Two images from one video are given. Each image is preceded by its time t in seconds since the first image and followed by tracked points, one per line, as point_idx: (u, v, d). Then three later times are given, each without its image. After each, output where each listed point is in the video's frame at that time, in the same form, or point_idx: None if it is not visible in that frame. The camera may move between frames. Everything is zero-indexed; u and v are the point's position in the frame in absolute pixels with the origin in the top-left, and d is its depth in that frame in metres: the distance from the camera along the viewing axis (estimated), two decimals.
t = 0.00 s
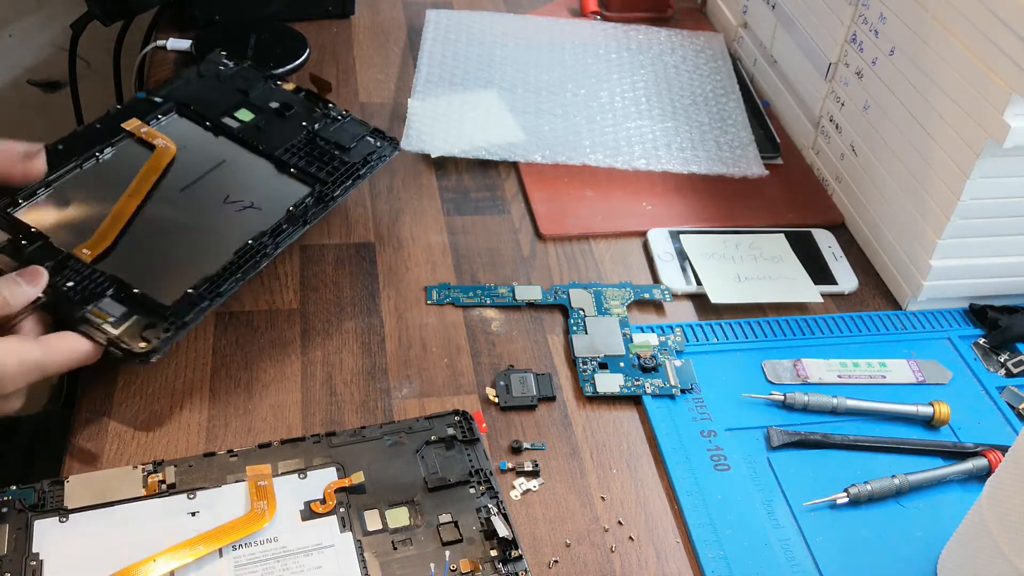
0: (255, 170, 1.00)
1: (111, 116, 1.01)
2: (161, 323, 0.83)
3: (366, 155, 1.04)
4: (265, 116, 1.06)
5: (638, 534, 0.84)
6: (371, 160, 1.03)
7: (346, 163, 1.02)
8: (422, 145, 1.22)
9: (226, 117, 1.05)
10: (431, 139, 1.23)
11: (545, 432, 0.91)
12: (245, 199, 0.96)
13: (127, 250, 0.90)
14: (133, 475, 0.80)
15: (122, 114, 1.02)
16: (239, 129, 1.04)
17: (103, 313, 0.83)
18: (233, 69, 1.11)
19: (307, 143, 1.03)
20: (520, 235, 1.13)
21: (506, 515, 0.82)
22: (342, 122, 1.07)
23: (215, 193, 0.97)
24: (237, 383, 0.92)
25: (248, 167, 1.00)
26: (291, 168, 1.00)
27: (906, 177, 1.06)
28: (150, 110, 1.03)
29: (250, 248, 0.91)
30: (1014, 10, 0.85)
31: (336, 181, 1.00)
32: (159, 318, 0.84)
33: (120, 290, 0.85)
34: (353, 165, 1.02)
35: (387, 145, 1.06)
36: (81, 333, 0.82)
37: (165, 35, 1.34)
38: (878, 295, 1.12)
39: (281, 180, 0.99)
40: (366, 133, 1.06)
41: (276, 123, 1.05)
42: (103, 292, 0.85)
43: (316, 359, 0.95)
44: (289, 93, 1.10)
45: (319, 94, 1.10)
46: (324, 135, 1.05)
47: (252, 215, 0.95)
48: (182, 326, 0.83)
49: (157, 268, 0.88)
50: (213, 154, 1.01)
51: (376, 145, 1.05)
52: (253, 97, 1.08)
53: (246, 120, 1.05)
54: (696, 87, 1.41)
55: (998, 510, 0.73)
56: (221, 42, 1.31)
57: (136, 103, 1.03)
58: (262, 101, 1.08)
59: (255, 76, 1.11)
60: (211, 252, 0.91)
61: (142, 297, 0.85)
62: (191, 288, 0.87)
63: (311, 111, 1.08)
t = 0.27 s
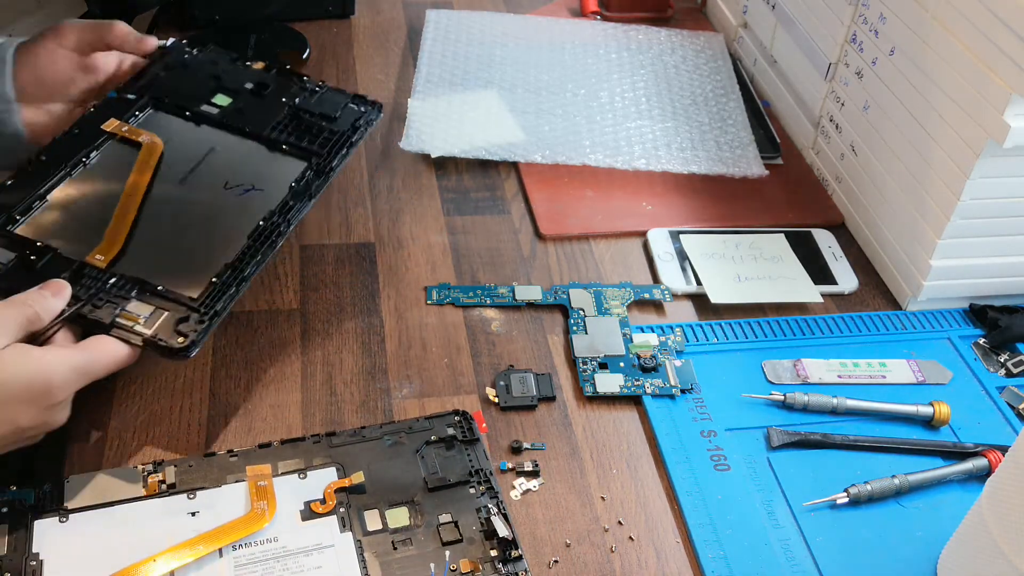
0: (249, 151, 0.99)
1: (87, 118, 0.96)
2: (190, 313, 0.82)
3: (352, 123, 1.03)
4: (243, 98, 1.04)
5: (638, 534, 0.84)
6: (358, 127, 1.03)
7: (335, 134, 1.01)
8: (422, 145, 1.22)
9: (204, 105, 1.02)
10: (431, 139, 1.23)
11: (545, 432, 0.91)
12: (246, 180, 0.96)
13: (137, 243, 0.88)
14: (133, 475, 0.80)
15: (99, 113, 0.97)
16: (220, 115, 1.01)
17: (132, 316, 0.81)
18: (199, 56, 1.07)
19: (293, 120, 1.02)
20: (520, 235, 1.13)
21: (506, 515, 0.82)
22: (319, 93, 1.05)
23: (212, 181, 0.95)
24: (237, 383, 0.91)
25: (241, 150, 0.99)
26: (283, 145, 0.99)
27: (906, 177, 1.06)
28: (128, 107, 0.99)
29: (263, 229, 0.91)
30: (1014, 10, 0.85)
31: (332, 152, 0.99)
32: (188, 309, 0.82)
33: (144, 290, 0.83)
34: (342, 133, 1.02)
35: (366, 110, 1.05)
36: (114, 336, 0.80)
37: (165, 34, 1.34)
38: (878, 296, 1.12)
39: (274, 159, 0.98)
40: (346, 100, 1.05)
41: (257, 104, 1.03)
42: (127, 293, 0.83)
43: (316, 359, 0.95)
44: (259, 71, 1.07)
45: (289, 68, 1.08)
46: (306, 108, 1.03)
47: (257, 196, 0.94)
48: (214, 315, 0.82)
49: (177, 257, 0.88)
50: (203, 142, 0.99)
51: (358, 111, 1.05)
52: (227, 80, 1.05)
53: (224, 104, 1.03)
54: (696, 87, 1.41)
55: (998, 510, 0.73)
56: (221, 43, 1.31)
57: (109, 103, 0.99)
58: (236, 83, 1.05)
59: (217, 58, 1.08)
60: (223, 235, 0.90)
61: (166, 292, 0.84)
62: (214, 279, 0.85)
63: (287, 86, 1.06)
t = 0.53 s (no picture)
0: (264, 156, 0.96)
1: (97, 133, 0.92)
2: (255, 312, 0.81)
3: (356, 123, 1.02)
4: (245, 105, 1.00)
5: (638, 534, 0.84)
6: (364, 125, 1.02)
7: (346, 134, 1.00)
8: (422, 145, 1.22)
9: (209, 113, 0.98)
10: (431, 139, 1.23)
11: (545, 432, 0.91)
12: (270, 183, 0.94)
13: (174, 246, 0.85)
14: (133, 475, 0.80)
15: (106, 129, 0.93)
16: (228, 122, 0.98)
17: (199, 318, 0.80)
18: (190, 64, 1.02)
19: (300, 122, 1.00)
20: (520, 235, 1.13)
21: (506, 516, 0.82)
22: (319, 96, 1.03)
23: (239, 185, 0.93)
24: (237, 383, 0.92)
25: (258, 155, 0.96)
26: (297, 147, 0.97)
27: (906, 177, 1.06)
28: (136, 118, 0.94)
29: (298, 228, 0.90)
30: (1014, 10, 0.85)
31: (347, 150, 0.99)
32: (250, 309, 0.81)
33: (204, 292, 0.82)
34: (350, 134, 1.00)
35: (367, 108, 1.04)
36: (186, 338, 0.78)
37: (164, 34, 1.34)
38: (877, 295, 1.12)
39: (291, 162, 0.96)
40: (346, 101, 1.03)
41: (262, 109, 1.01)
42: (186, 297, 0.81)
43: (316, 359, 0.95)
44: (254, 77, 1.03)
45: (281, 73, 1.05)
46: (310, 112, 1.01)
47: (284, 195, 0.93)
48: (278, 311, 0.82)
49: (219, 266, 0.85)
50: (217, 149, 0.96)
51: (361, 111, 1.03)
52: (225, 88, 1.01)
53: (229, 112, 0.99)
54: (696, 87, 1.41)
55: (997, 509, 0.73)
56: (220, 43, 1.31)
57: (118, 116, 0.94)
58: (234, 90, 1.01)
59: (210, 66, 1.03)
60: (258, 239, 0.88)
61: (223, 294, 0.82)
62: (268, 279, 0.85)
63: (285, 88, 1.03)
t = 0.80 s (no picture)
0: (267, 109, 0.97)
1: (99, 115, 0.90)
2: (321, 277, 0.85)
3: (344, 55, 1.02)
4: (230, 57, 0.98)
5: (638, 534, 0.84)
6: (350, 58, 1.02)
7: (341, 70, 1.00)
8: (422, 144, 1.22)
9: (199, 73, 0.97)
10: (431, 139, 1.23)
11: (545, 432, 0.91)
12: (284, 137, 0.95)
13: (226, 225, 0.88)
14: (133, 475, 0.80)
15: (106, 108, 0.91)
16: (223, 82, 0.97)
17: (269, 294, 0.83)
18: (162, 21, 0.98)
19: (294, 67, 0.99)
20: (520, 235, 1.13)
21: (506, 516, 0.82)
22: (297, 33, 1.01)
23: (257, 142, 0.94)
24: (237, 383, 0.92)
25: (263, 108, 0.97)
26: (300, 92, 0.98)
27: (906, 177, 1.06)
28: (133, 92, 0.92)
29: (330, 182, 0.93)
30: (1014, 10, 0.85)
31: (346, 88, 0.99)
32: (312, 273, 0.85)
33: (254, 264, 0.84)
34: (342, 70, 1.00)
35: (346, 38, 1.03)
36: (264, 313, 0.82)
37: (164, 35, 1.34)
38: (877, 296, 1.12)
39: (298, 108, 0.97)
40: (325, 32, 1.02)
41: (249, 55, 0.99)
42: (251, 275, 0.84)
43: (316, 359, 0.95)
44: (226, 23, 1.00)
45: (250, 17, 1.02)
46: (296, 52, 1.00)
47: (300, 147, 0.95)
48: (339, 271, 0.86)
49: (265, 227, 0.88)
50: (222, 109, 0.95)
51: (342, 41, 1.02)
52: (203, 43, 0.98)
53: (219, 67, 0.97)
54: (696, 87, 1.41)
55: (997, 510, 0.73)
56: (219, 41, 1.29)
57: (114, 92, 0.92)
58: (214, 41, 0.99)
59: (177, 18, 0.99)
60: (295, 197, 0.91)
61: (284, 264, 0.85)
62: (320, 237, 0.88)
63: (261, 29, 1.01)
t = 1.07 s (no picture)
0: (253, 164, 0.97)
1: (79, 146, 0.90)
2: (266, 353, 0.84)
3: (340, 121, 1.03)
4: (226, 103, 0.99)
5: (638, 534, 0.84)
6: (348, 124, 1.03)
7: (331, 134, 1.01)
8: (422, 145, 1.22)
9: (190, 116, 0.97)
10: (431, 139, 1.23)
11: (545, 432, 0.91)
12: (261, 198, 0.95)
13: (180, 284, 0.86)
14: (133, 475, 0.80)
15: (88, 140, 0.91)
16: (213, 127, 0.97)
17: (212, 363, 0.81)
18: (166, 59, 1.01)
19: (287, 123, 1.00)
20: (520, 235, 1.13)
21: (506, 516, 0.82)
22: (299, 88, 1.03)
23: (234, 200, 0.94)
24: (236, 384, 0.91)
25: (246, 162, 0.97)
26: (288, 152, 0.98)
27: (906, 177, 1.06)
28: (117, 128, 0.93)
29: (299, 252, 0.92)
30: (1015, 10, 0.85)
31: (334, 156, 1.00)
32: (259, 348, 0.84)
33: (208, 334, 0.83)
34: (336, 135, 1.02)
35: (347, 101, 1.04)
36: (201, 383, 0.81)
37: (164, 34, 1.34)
38: (877, 296, 1.12)
39: (283, 167, 0.97)
40: (327, 92, 1.03)
41: (243, 104, 1.00)
42: (199, 342, 0.82)
43: (316, 359, 0.95)
44: (230, 68, 1.02)
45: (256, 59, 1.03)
46: (293, 109, 1.01)
47: (277, 211, 0.94)
48: (289, 350, 0.85)
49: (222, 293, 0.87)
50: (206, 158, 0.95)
51: (341, 104, 1.04)
52: (202, 81, 1.00)
53: (211, 113, 0.98)
54: (696, 87, 1.41)
55: (997, 509, 0.73)
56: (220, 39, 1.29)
57: (101, 125, 0.93)
58: (213, 86, 1.00)
59: (183, 58, 1.01)
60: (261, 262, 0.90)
61: (235, 334, 0.84)
62: (276, 314, 0.87)
63: (262, 81, 1.02)
